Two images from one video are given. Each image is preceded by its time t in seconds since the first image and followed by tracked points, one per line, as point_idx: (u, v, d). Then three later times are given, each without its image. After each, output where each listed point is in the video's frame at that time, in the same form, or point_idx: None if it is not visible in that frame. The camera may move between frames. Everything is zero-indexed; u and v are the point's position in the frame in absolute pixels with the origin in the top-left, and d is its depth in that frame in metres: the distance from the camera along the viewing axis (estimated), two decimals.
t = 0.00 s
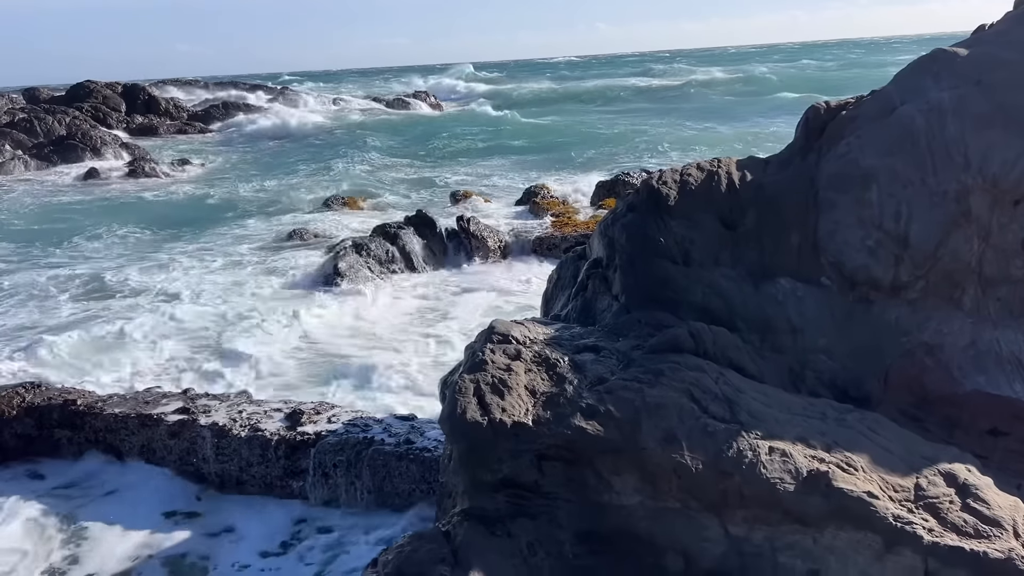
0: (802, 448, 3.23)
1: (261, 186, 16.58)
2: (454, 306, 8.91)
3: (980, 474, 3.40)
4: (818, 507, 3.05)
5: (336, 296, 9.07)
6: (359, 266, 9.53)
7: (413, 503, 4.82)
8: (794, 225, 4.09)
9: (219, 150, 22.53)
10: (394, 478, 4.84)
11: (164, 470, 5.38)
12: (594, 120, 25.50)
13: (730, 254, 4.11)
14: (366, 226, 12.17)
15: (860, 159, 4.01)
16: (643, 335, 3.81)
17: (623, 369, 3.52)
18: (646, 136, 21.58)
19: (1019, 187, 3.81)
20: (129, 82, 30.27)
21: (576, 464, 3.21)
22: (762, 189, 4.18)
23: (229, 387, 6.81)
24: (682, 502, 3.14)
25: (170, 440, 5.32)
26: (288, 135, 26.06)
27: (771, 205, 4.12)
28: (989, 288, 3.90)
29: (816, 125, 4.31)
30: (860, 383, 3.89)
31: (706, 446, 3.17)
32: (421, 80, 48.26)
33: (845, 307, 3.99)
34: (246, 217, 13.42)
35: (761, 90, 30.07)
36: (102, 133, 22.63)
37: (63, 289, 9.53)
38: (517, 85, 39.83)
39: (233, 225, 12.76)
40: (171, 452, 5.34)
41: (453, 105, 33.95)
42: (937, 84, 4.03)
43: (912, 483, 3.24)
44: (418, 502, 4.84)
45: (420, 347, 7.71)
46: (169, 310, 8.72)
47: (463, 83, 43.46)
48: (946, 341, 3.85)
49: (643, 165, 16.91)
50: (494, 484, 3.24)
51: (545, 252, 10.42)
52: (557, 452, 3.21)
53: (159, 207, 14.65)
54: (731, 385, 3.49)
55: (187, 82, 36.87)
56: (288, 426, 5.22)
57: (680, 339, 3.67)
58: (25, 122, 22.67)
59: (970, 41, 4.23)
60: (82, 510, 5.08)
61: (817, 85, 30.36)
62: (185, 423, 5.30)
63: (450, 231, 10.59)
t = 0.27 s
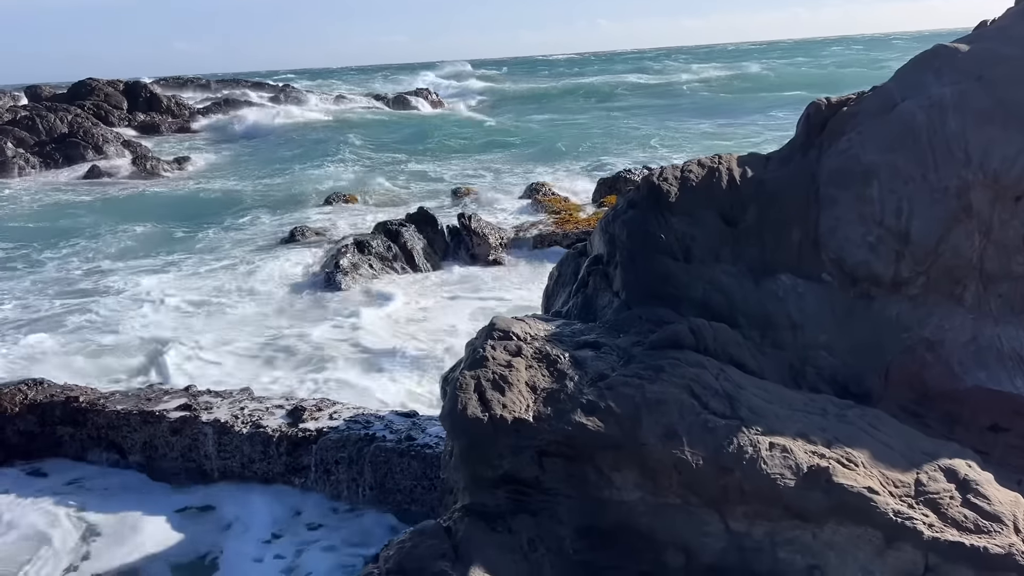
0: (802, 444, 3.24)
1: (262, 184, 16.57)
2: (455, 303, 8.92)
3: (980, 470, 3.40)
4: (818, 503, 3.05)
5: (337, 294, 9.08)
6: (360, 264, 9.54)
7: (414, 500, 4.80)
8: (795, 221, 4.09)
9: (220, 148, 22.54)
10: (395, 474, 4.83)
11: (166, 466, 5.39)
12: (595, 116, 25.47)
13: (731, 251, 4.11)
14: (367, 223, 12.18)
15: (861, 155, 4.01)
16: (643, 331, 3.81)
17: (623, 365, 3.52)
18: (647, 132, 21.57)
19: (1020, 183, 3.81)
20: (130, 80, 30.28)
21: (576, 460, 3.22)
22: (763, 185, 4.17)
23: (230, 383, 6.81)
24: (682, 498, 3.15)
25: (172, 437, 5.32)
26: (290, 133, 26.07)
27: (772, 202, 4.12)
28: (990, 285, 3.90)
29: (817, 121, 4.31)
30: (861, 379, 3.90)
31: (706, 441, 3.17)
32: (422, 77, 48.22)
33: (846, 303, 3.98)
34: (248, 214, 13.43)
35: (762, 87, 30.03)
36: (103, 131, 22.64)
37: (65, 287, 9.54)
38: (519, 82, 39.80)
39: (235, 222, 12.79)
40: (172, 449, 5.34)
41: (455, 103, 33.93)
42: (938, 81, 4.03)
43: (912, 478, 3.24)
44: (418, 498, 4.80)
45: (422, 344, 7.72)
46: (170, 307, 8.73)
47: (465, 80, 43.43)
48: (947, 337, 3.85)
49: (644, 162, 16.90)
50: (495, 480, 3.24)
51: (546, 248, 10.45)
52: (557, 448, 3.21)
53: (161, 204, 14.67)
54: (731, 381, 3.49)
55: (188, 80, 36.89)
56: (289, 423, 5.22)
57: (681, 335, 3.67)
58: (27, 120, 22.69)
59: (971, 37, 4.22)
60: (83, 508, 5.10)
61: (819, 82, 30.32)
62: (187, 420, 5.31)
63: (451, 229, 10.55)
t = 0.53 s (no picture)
0: (803, 441, 3.23)
1: (264, 181, 16.57)
2: (456, 301, 8.92)
3: (981, 467, 3.40)
4: (818, 500, 3.05)
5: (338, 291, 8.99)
6: (360, 260, 9.44)
7: (414, 498, 4.79)
8: (796, 218, 4.08)
9: (222, 146, 22.54)
10: (396, 472, 4.82)
11: (166, 464, 5.39)
12: (597, 114, 25.45)
13: (731, 248, 4.10)
14: (369, 221, 12.18)
15: (862, 152, 4.00)
16: (644, 328, 3.81)
17: (624, 362, 3.52)
18: (649, 129, 21.55)
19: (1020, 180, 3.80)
20: (131, 78, 30.28)
21: (576, 458, 3.22)
22: (764, 183, 4.17)
23: (231, 381, 6.81)
24: (683, 495, 3.15)
25: (173, 435, 5.33)
26: (291, 131, 26.07)
27: (773, 199, 4.11)
28: (991, 282, 3.89)
29: (817, 118, 4.30)
30: (861, 376, 3.89)
31: (706, 439, 3.17)
32: (423, 75, 48.21)
33: (847, 301, 3.97)
34: (249, 212, 13.43)
35: (764, 84, 29.98)
36: (105, 129, 22.64)
37: (67, 285, 9.56)
38: (520, 80, 39.77)
39: (236, 220, 12.79)
40: (172, 447, 5.35)
41: (456, 101, 33.94)
42: (939, 77, 4.02)
43: (913, 476, 3.24)
44: (418, 496, 4.79)
45: (423, 342, 7.71)
46: (172, 305, 8.74)
47: (466, 78, 43.42)
48: (948, 335, 3.84)
49: (645, 160, 16.88)
50: (495, 477, 3.24)
51: (547, 246, 10.45)
52: (557, 445, 3.21)
53: (163, 202, 14.67)
54: (731, 378, 3.49)
55: (189, 78, 36.90)
56: (289, 421, 5.22)
57: (681, 332, 3.67)
58: (29, 118, 22.71)
59: (972, 33, 4.20)
60: (85, 509, 5.13)
61: (821, 79, 30.28)
62: (187, 418, 5.31)
63: (451, 227, 10.50)
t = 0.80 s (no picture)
0: (800, 440, 3.23)
1: (264, 181, 16.56)
2: (456, 300, 8.94)
3: (978, 466, 3.40)
4: (815, 498, 3.05)
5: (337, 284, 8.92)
6: (360, 259, 9.44)
7: (414, 496, 4.82)
8: (795, 217, 4.08)
9: (223, 145, 22.56)
10: (396, 471, 4.85)
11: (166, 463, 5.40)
12: (597, 113, 25.44)
13: (730, 247, 4.10)
14: (369, 220, 12.19)
15: (861, 151, 4.00)
16: (642, 327, 3.82)
17: (622, 361, 3.52)
18: (649, 128, 21.54)
19: (1020, 179, 3.79)
20: (133, 77, 30.30)
21: (574, 457, 3.22)
22: (763, 182, 4.17)
23: (230, 380, 6.81)
24: (680, 494, 3.15)
25: (172, 434, 5.35)
26: (292, 130, 26.08)
27: (772, 198, 4.11)
28: (990, 281, 3.88)
29: (816, 117, 4.30)
30: (860, 375, 3.89)
31: (703, 438, 3.17)
32: (424, 74, 48.22)
33: (846, 299, 3.97)
34: (249, 211, 13.45)
35: (765, 83, 29.95)
36: (106, 128, 22.66)
37: (68, 284, 9.58)
38: (521, 79, 39.77)
39: (237, 219, 12.80)
40: (172, 446, 5.36)
41: (457, 100, 33.93)
42: (938, 76, 4.02)
43: (910, 475, 3.24)
44: (418, 494, 4.82)
45: (422, 341, 7.72)
46: (173, 304, 8.75)
47: (466, 77, 43.42)
48: (946, 334, 3.83)
49: (645, 159, 16.87)
50: (493, 476, 3.24)
51: (547, 245, 10.44)
52: (555, 444, 3.21)
53: (164, 201, 14.69)
54: (729, 377, 3.49)
55: (190, 78, 36.92)
56: (289, 420, 5.23)
57: (679, 331, 3.67)
58: (30, 117, 22.72)
59: (972, 32, 4.20)
60: (85, 506, 5.14)
61: (822, 78, 30.25)
62: (187, 417, 5.32)
63: (450, 226, 10.47)
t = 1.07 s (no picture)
0: (797, 441, 3.24)
1: (264, 181, 16.58)
2: (456, 301, 8.95)
3: (975, 466, 3.40)
4: (812, 499, 3.06)
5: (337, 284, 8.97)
6: (359, 259, 9.44)
7: (413, 497, 4.84)
8: (793, 218, 4.09)
9: (223, 145, 22.58)
10: (395, 471, 4.86)
11: (166, 464, 5.41)
12: (598, 113, 25.45)
13: (728, 248, 4.11)
14: (369, 221, 12.21)
15: (858, 152, 4.01)
16: (640, 328, 3.83)
17: (619, 362, 3.53)
18: (649, 129, 21.55)
19: (1017, 180, 3.80)
20: (134, 78, 30.32)
21: (571, 457, 3.23)
22: (761, 183, 4.17)
23: (230, 381, 6.82)
24: (677, 494, 3.16)
25: (172, 434, 5.36)
26: (292, 131, 26.09)
27: (769, 199, 4.12)
28: (987, 281, 3.89)
29: (814, 118, 4.30)
30: (857, 375, 3.89)
31: (700, 438, 3.18)
32: (424, 75, 48.24)
33: (843, 300, 3.98)
34: (250, 211, 13.46)
35: (765, 83, 29.95)
36: (107, 129, 22.68)
37: (69, 285, 9.59)
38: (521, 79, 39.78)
39: (237, 219, 12.82)
40: (172, 446, 5.37)
41: (458, 101, 33.95)
42: (935, 77, 4.02)
43: (906, 475, 3.25)
44: (417, 495, 4.84)
45: (422, 342, 7.73)
46: (173, 305, 8.77)
47: (467, 78, 43.42)
48: (944, 335, 3.84)
49: (645, 160, 16.88)
50: (490, 477, 3.25)
51: (547, 246, 10.44)
52: (553, 445, 3.22)
53: (165, 202, 14.70)
54: (726, 378, 3.49)
55: (191, 78, 36.95)
56: (288, 420, 5.24)
57: (677, 332, 3.67)
58: (31, 118, 22.74)
59: (969, 33, 4.21)
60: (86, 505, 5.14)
61: (823, 78, 30.24)
62: (186, 418, 5.33)
63: (450, 226, 10.46)
